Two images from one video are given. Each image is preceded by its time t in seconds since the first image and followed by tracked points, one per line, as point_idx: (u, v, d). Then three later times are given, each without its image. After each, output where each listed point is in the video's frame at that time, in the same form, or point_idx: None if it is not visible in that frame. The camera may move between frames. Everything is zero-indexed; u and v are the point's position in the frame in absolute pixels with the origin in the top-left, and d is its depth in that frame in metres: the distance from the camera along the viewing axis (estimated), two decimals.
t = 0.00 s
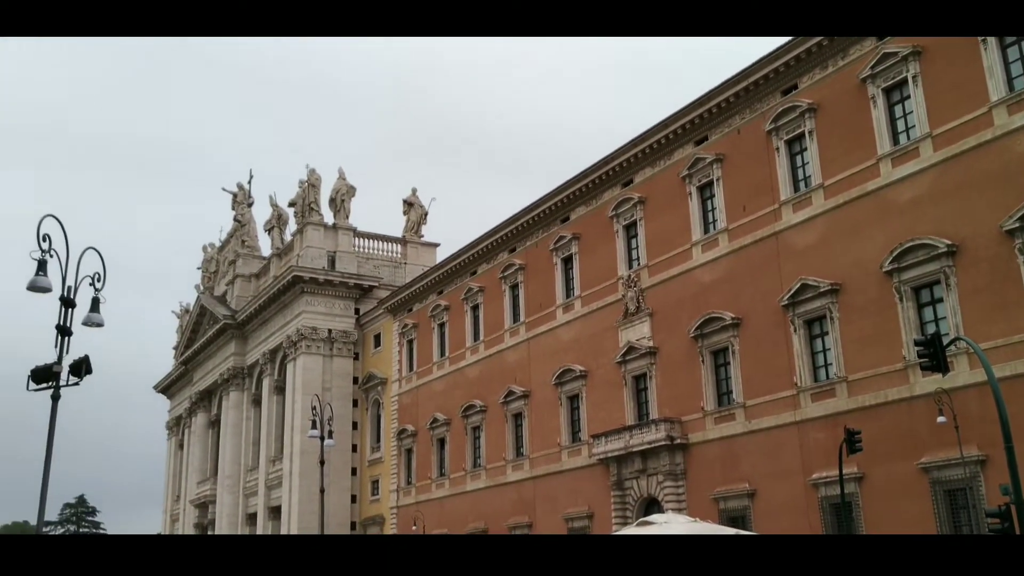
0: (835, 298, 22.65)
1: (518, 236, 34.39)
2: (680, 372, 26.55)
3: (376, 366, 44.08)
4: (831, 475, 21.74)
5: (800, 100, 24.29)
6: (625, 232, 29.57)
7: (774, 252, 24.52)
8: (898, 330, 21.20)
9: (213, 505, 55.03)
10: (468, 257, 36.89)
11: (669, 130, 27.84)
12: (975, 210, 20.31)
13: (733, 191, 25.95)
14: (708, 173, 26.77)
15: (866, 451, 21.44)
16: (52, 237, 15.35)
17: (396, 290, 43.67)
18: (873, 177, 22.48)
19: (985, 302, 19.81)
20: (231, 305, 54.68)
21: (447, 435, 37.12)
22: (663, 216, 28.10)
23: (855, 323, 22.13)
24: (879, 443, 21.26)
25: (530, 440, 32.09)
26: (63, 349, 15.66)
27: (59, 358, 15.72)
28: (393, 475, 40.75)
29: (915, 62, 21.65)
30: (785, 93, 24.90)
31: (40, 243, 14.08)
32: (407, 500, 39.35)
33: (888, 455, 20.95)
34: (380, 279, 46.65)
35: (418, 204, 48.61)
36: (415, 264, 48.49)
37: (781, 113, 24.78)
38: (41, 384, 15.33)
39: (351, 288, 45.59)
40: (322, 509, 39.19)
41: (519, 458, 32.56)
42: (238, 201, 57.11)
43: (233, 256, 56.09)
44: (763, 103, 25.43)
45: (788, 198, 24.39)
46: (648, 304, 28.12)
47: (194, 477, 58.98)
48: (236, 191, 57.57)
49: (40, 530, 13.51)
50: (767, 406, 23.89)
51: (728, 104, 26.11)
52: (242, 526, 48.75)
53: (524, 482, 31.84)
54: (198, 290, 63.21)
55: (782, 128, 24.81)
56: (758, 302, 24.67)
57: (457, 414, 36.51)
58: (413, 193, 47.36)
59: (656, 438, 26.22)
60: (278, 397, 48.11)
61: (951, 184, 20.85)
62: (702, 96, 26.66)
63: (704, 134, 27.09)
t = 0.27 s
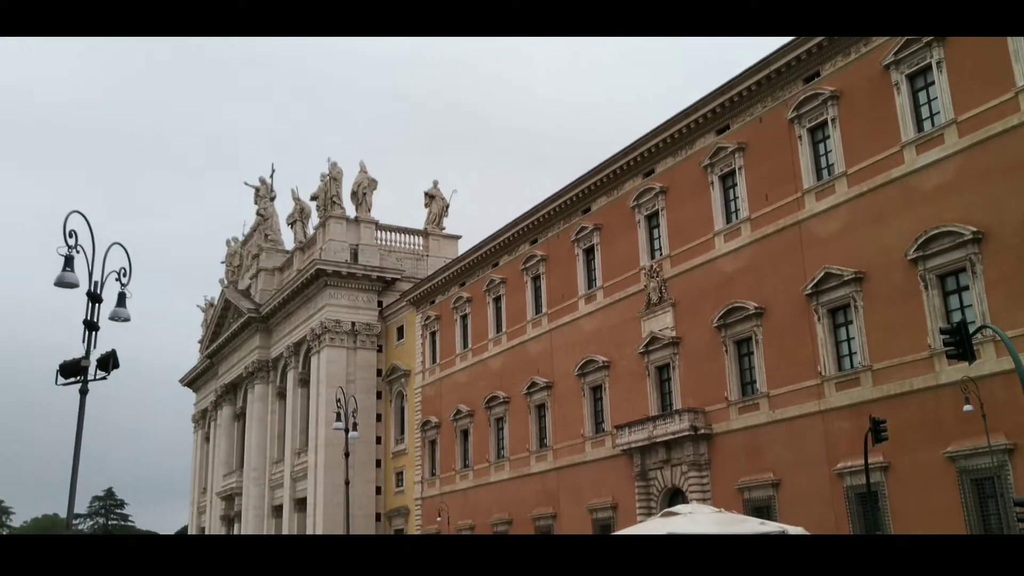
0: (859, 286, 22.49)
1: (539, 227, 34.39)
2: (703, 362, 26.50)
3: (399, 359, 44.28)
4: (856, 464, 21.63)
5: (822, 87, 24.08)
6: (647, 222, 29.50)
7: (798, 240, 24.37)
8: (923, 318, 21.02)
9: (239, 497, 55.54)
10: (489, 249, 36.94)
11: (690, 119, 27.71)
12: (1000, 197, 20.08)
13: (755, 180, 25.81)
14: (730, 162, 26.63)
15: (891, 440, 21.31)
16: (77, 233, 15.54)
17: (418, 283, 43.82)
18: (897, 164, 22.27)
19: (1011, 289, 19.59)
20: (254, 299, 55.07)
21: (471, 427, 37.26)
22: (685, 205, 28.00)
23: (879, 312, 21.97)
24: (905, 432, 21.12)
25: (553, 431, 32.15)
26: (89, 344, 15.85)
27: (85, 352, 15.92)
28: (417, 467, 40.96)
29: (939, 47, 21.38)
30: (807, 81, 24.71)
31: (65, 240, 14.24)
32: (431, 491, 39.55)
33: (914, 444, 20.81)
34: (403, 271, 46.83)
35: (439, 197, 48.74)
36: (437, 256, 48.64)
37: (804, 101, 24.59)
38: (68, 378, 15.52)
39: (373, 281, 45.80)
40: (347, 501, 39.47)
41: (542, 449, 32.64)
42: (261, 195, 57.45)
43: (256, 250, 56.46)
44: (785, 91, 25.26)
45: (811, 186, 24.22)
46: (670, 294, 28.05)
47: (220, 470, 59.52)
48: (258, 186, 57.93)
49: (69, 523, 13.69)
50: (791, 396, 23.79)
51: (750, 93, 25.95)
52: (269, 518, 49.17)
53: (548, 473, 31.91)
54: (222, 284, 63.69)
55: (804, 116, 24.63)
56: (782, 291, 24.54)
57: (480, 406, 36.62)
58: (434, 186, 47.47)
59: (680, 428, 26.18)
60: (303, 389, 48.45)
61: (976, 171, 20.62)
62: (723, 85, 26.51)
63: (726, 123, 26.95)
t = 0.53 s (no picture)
0: (892, 275, 22.25)
1: (567, 220, 34.35)
2: (733, 353, 26.38)
3: (429, 353, 44.47)
4: (890, 455, 21.44)
5: (852, 75, 23.80)
6: (676, 213, 29.36)
7: (828, 230, 24.15)
8: (957, 307, 20.75)
9: (273, 492, 56.10)
10: (517, 242, 36.96)
11: (718, 108, 27.53)
12: None
13: (784, 169, 25.60)
14: (759, 152, 26.44)
15: (926, 430, 21.10)
16: (111, 232, 15.76)
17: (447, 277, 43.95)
18: (929, 151, 21.98)
19: None
20: (285, 294, 55.51)
21: (501, 420, 37.36)
22: (714, 196, 27.84)
23: (913, 301, 21.72)
24: (940, 422, 20.88)
25: (584, 423, 32.15)
26: (124, 341, 16.09)
27: (120, 349, 16.15)
28: (448, 460, 41.14)
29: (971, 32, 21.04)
30: (836, 68, 24.44)
31: (100, 239, 14.45)
32: (463, 484, 39.71)
33: (949, 434, 20.58)
34: (431, 265, 46.99)
35: (467, 191, 48.84)
36: (465, 250, 48.75)
37: (833, 88, 24.33)
38: (103, 375, 15.77)
39: (403, 276, 46.00)
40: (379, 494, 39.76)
41: (572, 442, 32.67)
42: (290, 191, 57.85)
43: (286, 246, 56.88)
44: (814, 79, 25.00)
45: (842, 175, 23.98)
46: (700, 285, 27.93)
47: (253, 464, 60.12)
48: (287, 182, 58.35)
49: (107, 518, 13.89)
50: (823, 386, 23.61)
51: (778, 81, 25.73)
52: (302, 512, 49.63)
53: (579, 465, 31.94)
54: (253, 280, 64.25)
55: (834, 104, 24.38)
56: (813, 280, 24.34)
57: (510, 399, 36.70)
58: (462, 180, 47.56)
59: (711, 420, 26.10)
60: (334, 384, 48.82)
61: (1011, 157, 20.29)
62: (751, 74, 26.30)
63: (754, 112, 26.74)
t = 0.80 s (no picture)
0: (930, 261, 21.94)
1: (601, 209, 34.27)
2: (770, 341, 26.20)
3: (463, 344, 44.62)
4: (930, 442, 21.18)
5: (887, 58, 23.42)
6: (710, 200, 29.18)
7: (865, 216, 23.86)
8: (998, 292, 20.41)
9: (311, 483, 56.68)
10: (551, 233, 36.95)
11: (752, 95, 27.28)
12: None
13: (819, 155, 25.33)
14: (793, 138, 26.17)
15: (966, 417, 20.81)
16: (148, 228, 16.03)
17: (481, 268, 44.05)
18: (967, 134, 21.61)
19: None
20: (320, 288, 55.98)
21: (536, 410, 37.43)
22: (749, 183, 27.62)
23: (952, 286, 21.40)
24: (981, 409, 20.58)
25: (620, 413, 32.11)
26: (163, 336, 16.35)
27: (160, 344, 16.42)
28: (484, 451, 41.31)
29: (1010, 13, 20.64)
30: (871, 52, 24.08)
31: (138, 235, 14.71)
32: (499, 475, 39.86)
33: (990, 421, 20.28)
34: (464, 257, 47.15)
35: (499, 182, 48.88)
36: (499, 241, 48.88)
37: (868, 73, 23.99)
38: (144, 369, 16.05)
39: (436, 268, 46.19)
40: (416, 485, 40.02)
41: (608, 432, 32.68)
42: (324, 185, 58.29)
43: (321, 240, 57.33)
44: (849, 63, 24.67)
45: (878, 160, 23.68)
46: (735, 273, 27.74)
47: (291, 456, 60.77)
48: (321, 176, 58.81)
49: (150, 510, 14.18)
50: (861, 374, 23.38)
51: (812, 66, 25.43)
52: (340, 503, 50.13)
53: (615, 455, 31.94)
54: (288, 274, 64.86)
55: (869, 88, 24.06)
56: (849, 267, 24.09)
57: (545, 389, 36.76)
58: (495, 171, 47.60)
59: (748, 409, 25.96)
60: (370, 376, 49.19)
61: None
62: (785, 59, 26.02)
63: (788, 98, 26.47)
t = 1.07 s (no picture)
0: (969, 247, 21.65)
1: (634, 199, 34.19)
2: (806, 329, 26.02)
3: (498, 335, 44.76)
4: (970, 430, 20.93)
5: (923, 42, 22.99)
6: (744, 189, 29.00)
7: (902, 202, 23.58)
8: None
9: (348, 474, 57.24)
10: (584, 223, 36.95)
11: (786, 82, 27.04)
12: None
13: (855, 141, 25.05)
14: (829, 125, 25.91)
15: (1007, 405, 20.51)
16: (186, 223, 16.33)
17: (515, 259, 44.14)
18: (1007, 118, 21.24)
19: None
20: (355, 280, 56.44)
21: (571, 400, 37.50)
22: (784, 171, 27.40)
23: (992, 273, 21.09)
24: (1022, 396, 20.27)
25: (655, 403, 32.07)
26: (201, 329, 16.65)
27: (199, 337, 16.72)
28: (520, 441, 41.47)
29: None
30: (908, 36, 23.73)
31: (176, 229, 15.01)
32: (534, 464, 39.98)
33: None
34: (498, 248, 47.30)
35: (533, 173, 48.92)
36: (532, 232, 48.96)
37: (904, 58, 23.65)
38: (183, 362, 16.36)
39: (470, 259, 46.38)
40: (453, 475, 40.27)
41: (644, 421, 32.66)
42: (358, 178, 58.72)
43: (356, 233, 57.78)
44: (885, 48, 24.34)
45: (915, 146, 23.37)
46: (770, 262, 27.56)
47: (329, 447, 61.38)
48: (355, 169, 59.24)
49: (191, 499, 14.45)
50: (899, 362, 23.16)
51: (848, 52, 25.13)
52: (377, 493, 50.57)
53: (650, 445, 31.92)
54: (324, 267, 65.46)
55: (906, 73, 23.72)
56: (887, 254, 23.83)
57: (580, 379, 36.80)
58: (528, 162, 47.64)
59: (784, 397, 25.83)
60: (405, 367, 49.54)
61: None
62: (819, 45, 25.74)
63: (823, 85, 26.20)
